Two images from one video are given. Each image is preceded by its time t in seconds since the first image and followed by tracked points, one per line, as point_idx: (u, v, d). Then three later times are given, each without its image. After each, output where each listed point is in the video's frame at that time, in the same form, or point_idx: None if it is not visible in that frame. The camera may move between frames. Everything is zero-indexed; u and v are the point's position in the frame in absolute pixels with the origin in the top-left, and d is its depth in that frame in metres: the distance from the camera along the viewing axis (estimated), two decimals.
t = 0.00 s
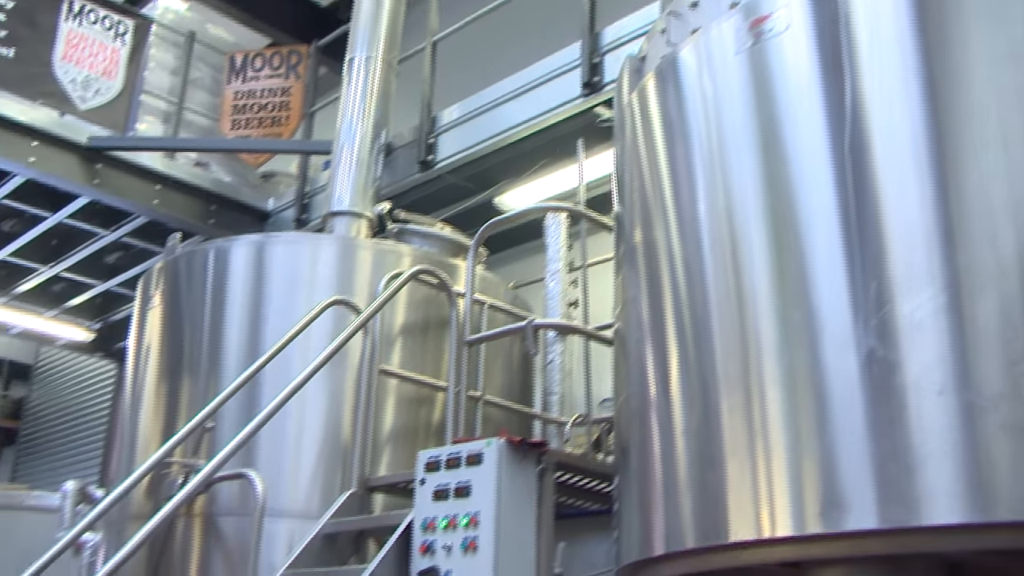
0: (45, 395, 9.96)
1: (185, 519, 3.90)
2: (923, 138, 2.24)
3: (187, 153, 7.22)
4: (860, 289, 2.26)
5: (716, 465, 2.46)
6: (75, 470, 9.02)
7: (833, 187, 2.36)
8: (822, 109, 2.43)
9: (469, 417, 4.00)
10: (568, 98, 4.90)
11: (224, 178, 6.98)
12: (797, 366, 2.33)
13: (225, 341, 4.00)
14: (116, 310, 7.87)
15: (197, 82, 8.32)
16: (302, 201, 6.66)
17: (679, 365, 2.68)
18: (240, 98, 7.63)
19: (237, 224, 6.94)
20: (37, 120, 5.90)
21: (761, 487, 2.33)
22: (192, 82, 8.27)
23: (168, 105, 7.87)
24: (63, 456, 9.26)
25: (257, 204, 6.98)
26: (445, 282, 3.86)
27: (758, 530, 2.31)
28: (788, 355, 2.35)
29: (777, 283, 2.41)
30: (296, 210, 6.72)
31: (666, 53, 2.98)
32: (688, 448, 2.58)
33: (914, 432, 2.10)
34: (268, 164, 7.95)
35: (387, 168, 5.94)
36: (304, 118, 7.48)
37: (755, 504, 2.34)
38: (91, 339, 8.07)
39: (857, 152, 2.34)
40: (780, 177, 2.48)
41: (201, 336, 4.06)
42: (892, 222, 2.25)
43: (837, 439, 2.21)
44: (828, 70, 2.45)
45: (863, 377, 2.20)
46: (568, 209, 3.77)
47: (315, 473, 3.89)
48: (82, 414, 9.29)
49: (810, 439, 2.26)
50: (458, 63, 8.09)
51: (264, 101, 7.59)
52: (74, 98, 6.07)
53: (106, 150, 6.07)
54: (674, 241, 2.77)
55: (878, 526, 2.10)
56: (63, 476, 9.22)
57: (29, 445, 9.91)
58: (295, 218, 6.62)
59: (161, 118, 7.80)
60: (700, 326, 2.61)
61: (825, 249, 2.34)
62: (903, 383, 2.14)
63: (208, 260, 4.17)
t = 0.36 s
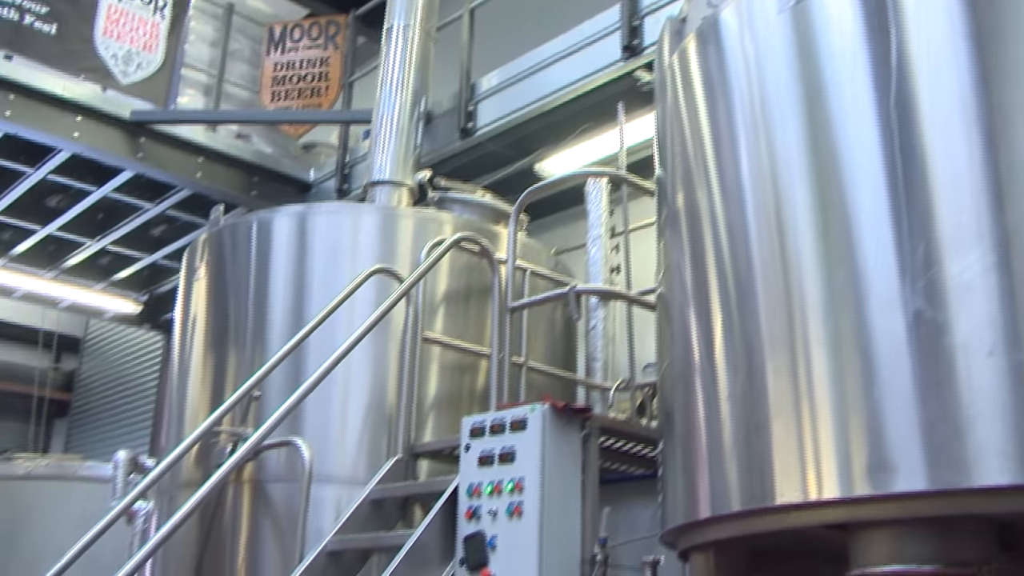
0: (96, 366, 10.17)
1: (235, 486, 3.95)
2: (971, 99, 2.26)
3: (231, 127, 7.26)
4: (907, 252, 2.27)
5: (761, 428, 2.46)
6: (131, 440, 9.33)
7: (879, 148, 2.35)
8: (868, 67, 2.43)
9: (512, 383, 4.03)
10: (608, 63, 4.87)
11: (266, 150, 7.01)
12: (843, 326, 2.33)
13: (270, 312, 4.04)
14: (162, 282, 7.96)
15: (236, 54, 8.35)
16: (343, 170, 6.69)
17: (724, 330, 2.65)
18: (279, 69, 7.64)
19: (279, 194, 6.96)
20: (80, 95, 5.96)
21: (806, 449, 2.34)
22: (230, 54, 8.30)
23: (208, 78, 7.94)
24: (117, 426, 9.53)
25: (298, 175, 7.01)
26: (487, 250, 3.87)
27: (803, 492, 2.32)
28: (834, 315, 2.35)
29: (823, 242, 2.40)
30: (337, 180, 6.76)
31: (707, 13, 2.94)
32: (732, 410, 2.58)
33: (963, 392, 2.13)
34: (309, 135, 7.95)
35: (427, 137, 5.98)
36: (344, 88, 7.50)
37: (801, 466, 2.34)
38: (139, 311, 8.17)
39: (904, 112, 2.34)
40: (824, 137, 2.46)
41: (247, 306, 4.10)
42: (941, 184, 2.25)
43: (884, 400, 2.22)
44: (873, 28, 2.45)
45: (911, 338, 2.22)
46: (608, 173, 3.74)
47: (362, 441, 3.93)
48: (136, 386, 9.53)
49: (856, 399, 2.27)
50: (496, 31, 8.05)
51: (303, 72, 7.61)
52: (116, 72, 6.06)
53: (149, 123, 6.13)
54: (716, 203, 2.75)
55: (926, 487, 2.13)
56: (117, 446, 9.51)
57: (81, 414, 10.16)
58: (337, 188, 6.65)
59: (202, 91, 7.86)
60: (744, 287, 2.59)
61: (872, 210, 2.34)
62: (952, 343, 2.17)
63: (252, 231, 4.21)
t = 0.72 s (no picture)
0: (132, 326, 10.32)
1: (271, 442, 4.00)
2: (1011, 42, 2.22)
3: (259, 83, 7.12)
4: (943, 201, 2.24)
5: (795, 382, 2.46)
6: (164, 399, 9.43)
7: (915, 95, 2.32)
8: (904, 13, 2.38)
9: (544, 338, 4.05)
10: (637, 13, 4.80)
11: (296, 107, 6.99)
12: (878, 276, 2.31)
13: (303, 269, 4.07)
14: (195, 242, 7.99)
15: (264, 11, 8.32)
16: (372, 127, 6.65)
17: (757, 284, 2.64)
18: (308, 26, 7.58)
19: (310, 152, 6.97)
20: (113, 56, 5.99)
21: (841, 401, 2.33)
22: (259, 12, 8.27)
23: (237, 36, 7.93)
24: (152, 386, 9.66)
25: (328, 132, 6.96)
26: (518, 204, 3.88)
27: (838, 444, 2.32)
28: (869, 266, 2.33)
29: (858, 193, 2.38)
30: (366, 137, 6.72)
31: None
32: (766, 364, 2.57)
33: (1001, 341, 2.11)
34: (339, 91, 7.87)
35: (456, 92, 5.94)
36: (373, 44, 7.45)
37: (836, 417, 2.33)
38: (172, 271, 8.23)
39: (941, 58, 2.31)
40: (859, 87, 2.43)
41: (279, 264, 4.14)
42: (979, 131, 2.22)
43: (919, 351, 2.20)
44: None
45: (948, 287, 2.19)
46: (639, 125, 3.71)
47: (395, 398, 3.97)
48: (168, 345, 9.63)
49: (891, 350, 2.25)
50: None
51: (332, 28, 7.58)
52: (146, 32, 6.11)
53: (178, 83, 6.15)
54: (749, 155, 2.73)
55: (963, 438, 2.12)
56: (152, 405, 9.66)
57: (119, 373, 10.34)
58: (367, 145, 6.64)
59: (231, 50, 7.85)
60: (777, 240, 2.57)
61: (908, 160, 2.30)
62: (990, 292, 2.14)
63: (283, 188, 4.23)
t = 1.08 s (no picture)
0: (162, 284, 10.41)
1: (301, 397, 4.03)
2: None
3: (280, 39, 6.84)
4: (978, 150, 2.21)
5: (825, 334, 2.44)
6: (194, 355, 9.52)
7: (949, 42, 2.27)
8: None
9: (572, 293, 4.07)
10: None
11: (321, 64, 6.80)
12: (909, 226, 2.28)
13: (331, 225, 4.10)
14: (224, 198, 8.00)
15: None
16: (398, 83, 6.62)
17: (787, 235, 2.62)
18: None
19: (337, 108, 6.94)
20: (138, 14, 5.97)
21: (872, 353, 2.32)
22: None
23: None
24: (183, 343, 9.77)
25: (355, 88, 6.95)
26: (546, 158, 3.90)
27: (869, 397, 2.31)
28: (900, 217, 2.30)
29: (890, 143, 2.34)
30: (393, 93, 6.70)
31: None
32: (796, 317, 2.55)
33: None
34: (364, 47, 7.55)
35: (482, 46, 5.91)
36: None
37: (867, 370, 2.32)
38: (201, 229, 8.25)
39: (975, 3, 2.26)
40: (891, 33, 2.38)
41: (308, 221, 4.16)
42: (1014, 78, 2.18)
43: (953, 303, 2.19)
44: None
45: (981, 240, 2.17)
46: (667, 77, 3.68)
47: (424, 353, 4.00)
48: (198, 302, 9.71)
49: (923, 302, 2.23)
50: None
51: None
52: None
53: (205, 41, 6.15)
54: (779, 106, 2.69)
55: (995, 389, 2.10)
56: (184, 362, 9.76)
57: (152, 331, 10.46)
58: (393, 101, 6.59)
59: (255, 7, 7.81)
60: (807, 192, 2.55)
61: (940, 108, 2.27)
62: None
63: (309, 145, 4.25)
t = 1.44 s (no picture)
0: (179, 246, 10.44)
1: (319, 357, 4.05)
2: None
3: None
4: (1000, 106, 2.20)
5: (843, 290, 2.43)
6: (212, 317, 9.57)
7: None
8: None
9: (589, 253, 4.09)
10: None
11: (336, 22, 6.71)
12: (929, 183, 2.27)
13: (348, 185, 4.12)
14: (240, 159, 8.00)
15: None
16: (413, 41, 6.52)
17: (805, 192, 2.61)
18: None
19: (353, 67, 6.90)
20: None
21: (890, 310, 2.31)
22: None
23: None
24: (201, 305, 9.81)
25: (369, 47, 6.86)
26: (563, 117, 3.91)
27: (886, 355, 2.30)
28: (920, 173, 2.29)
29: (911, 98, 2.33)
30: (408, 51, 6.59)
31: None
32: (813, 274, 2.54)
33: None
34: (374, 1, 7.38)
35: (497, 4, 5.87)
36: None
37: (885, 327, 2.32)
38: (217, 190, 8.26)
39: None
40: None
41: (324, 182, 4.17)
42: None
43: (973, 260, 2.18)
44: None
45: (1003, 197, 2.17)
46: (686, 34, 3.65)
47: (441, 313, 4.01)
48: (216, 264, 9.74)
49: (943, 258, 2.22)
50: None
51: None
52: None
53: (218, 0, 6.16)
54: (799, 62, 2.67)
55: (1015, 346, 2.10)
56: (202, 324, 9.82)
57: (170, 293, 10.51)
58: (408, 60, 6.50)
59: None
60: (826, 148, 2.53)
61: (962, 64, 2.25)
62: None
63: (325, 104, 4.25)
